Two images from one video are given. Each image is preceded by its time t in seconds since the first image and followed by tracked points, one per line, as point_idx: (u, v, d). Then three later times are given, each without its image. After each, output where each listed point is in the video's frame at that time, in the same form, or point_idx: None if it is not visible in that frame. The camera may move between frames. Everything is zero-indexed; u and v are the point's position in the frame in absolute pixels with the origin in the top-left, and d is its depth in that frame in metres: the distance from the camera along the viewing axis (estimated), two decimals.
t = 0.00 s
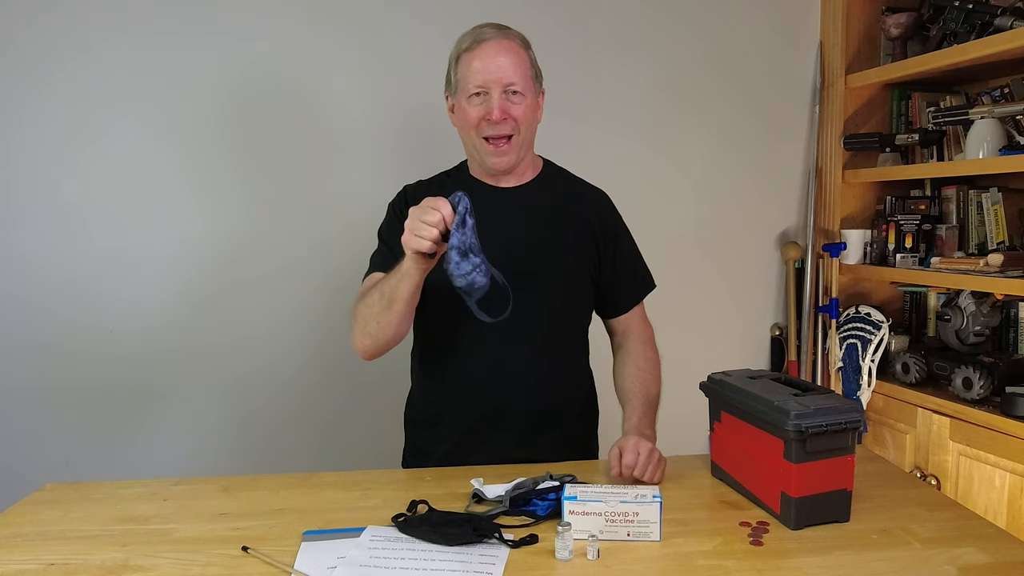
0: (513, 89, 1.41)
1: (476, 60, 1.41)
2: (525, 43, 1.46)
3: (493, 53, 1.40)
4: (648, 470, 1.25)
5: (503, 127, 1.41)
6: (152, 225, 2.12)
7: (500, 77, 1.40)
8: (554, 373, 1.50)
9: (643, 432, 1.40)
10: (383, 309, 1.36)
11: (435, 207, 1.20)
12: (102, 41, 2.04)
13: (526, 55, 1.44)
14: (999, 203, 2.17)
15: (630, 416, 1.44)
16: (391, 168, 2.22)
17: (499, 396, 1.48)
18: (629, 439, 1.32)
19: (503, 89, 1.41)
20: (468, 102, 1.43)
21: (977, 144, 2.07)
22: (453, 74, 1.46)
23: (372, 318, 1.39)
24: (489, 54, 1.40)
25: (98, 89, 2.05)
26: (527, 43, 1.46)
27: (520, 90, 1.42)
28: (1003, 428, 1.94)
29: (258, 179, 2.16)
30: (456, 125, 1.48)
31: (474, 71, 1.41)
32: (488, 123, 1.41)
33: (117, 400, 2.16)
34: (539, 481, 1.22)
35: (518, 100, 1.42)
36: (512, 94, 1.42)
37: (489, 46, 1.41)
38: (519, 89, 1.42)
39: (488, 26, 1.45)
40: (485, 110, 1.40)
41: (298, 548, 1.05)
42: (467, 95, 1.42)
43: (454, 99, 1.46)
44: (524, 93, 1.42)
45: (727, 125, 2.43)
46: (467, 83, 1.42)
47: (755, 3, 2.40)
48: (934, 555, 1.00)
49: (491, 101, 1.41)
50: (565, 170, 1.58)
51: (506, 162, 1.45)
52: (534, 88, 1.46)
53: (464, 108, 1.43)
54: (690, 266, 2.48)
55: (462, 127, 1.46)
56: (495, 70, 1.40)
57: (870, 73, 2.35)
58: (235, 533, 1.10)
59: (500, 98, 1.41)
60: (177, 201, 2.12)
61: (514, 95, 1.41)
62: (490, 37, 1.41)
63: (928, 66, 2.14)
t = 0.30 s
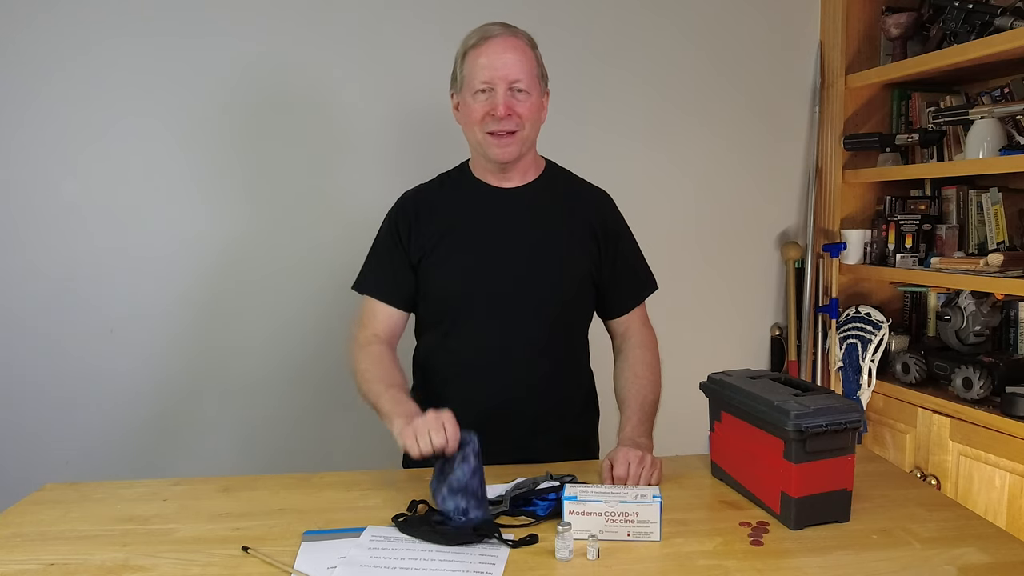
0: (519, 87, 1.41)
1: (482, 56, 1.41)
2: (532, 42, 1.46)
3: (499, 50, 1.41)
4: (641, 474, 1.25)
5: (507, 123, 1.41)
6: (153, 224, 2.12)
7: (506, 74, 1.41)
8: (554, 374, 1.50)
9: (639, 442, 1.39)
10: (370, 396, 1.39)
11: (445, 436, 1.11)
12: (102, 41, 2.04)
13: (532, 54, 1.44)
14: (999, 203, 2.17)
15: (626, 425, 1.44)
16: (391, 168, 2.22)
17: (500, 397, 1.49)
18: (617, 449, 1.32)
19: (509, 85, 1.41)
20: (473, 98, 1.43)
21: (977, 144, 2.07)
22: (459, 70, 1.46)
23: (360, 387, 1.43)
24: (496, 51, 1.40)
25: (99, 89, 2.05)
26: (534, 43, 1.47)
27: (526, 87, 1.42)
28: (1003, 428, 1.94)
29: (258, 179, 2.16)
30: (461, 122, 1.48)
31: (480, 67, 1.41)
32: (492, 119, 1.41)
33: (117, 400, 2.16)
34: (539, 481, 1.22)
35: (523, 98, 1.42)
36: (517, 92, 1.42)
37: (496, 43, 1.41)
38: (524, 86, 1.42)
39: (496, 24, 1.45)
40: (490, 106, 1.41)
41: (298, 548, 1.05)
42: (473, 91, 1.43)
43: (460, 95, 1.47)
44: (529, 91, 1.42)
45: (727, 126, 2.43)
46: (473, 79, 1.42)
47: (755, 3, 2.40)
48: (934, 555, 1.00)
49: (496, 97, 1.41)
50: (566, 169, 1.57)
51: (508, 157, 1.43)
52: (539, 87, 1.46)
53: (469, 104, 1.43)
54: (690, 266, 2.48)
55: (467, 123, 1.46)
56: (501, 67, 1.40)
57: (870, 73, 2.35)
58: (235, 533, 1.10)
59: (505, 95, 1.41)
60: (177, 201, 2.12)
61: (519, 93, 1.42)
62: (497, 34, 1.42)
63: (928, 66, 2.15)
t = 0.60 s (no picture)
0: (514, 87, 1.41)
1: (477, 57, 1.41)
2: (527, 43, 1.46)
3: (493, 50, 1.41)
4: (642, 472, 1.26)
5: (503, 124, 1.41)
6: (152, 224, 2.12)
7: (501, 74, 1.40)
8: (555, 374, 1.50)
9: (639, 442, 1.39)
10: (373, 419, 1.42)
11: (436, 488, 1.18)
12: (102, 40, 2.04)
13: (527, 54, 1.44)
14: (999, 203, 2.17)
15: (626, 425, 1.44)
16: (391, 169, 2.22)
17: (500, 397, 1.49)
18: (617, 449, 1.32)
19: (504, 86, 1.41)
20: (468, 99, 1.43)
21: (977, 144, 2.07)
22: (454, 72, 1.46)
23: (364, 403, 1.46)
24: (490, 51, 1.40)
25: (98, 88, 2.05)
26: (529, 43, 1.47)
27: (521, 87, 1.42)
28: (1003, 428, 1.94)
29: (258, 179, 2.16)
30: (457, 124, 1.48)
31: (475, 68, 1.41)
32: (488, 119, 1.41)
33: (116, 400, 2.16)
34: (539, 480, 1.21)
35: (519, 98, 1.42)
36: (513, 92, 1.42)
37: (490, 44, 1.41)
38: (519, 86, 1.42)
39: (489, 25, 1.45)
40: (486, 106, 1.40)
41: (298, 548, 1.05)
42: (468, 92, 1.42)
43: (455, 97, 1.47)
44: (524, 91, 1.42)
45: (726, 126, 2.43)
46: (467, 80, 1.42)
47: (755, 3, 2.40)
48: (934, 555, 1.00)
49: (492, 97, 1.41)
50: (563, 168, 1.57)
51: (505, 158, 1.43)
52: (534, 87, 1.46)
53: (464, 105, 1.43)
54: (690, 266, 2.48)
55: (462, 125, 1.45)
56: (496, 67, 1.40)
57: (870, 73, 2.35)
58: (235, 533, 1.10)
59: (501, 95, 1.41)
60: (177, 202, 2.12)
61: (515, 93, 1.42)
62: (491, 35, 1.42)
63: (928, 66, 2.15)
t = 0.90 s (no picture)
0: (517, 88, 1.41)
1: (479, 58, 1.41)
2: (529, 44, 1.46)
3: (496, 51, 1.40)
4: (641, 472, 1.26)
5: (506, 124, 1.41)
6: (152, 224, 2.12)
7: (504, 75, 1.40)
8: (555, 374, 1.50)
9: (639, 442, 1.39)
10: (372, 419, 1.42)
11: (436, 487, 1.18)
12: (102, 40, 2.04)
13: (529, 54, 1.44)
14: (999, 203, 2.17)
15: (626, 426, 1.44)
16: (391, 168, 2.22)
17: (501, 398, 1.49)
18: (617, 449, 1.32)
19: (506, 86, 1.41)
20: (471, 100, 1.43)
21: (977, 144, 2.07)
22: (456, 73, 1.46)
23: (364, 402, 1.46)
24: (493, 52, 1.40)
25: (98, 88, 2.05)
26: (530, 44, 1.47)
27: (524, 88, 1.42)
28: (1003, 428, 1.94)
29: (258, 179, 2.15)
30: (459, 124, 1.47)
31: (477, 69, 1.41)
32: (491, 120, 1.41)
33: (116, 400, 2.16)
34: (539, 480, 1.21)
35: (521, 99, 1.42)
36: (515, 93, 1.42)
37: (492, 44, 1.41)
38: (522, 87, 1.42)
39: (491, 26, 1.45)
40: (489, 107, 1.40)
41: (298, 548, 1.05)
42: (470, 92, 1.42)
43: (456, 98, 1.46)
44: (527, 91, 1.43)
45: (727, 126, 2.43)
46: (470, 81, 1.42)
47: (756, 3, 2.40)
48: (934, 555, 1.00)
49: (495, 98, 1.41)
50: (564, 168, 1.57)
51: (508, 160, 1.43)
52: (536, 88, 1.46)
53: (466, 105, 1.43)
54: (690, 265, 2.48)
55: (464, 126, 1.45)
56: (498, 67, 1.40)
57: (870, 73, 2.35)
58: (235, 533, 1.10)
59: (504, 96, 1.41)
60: (177, 203, 2.12)
61: (517, 93, 1.42)
62: (493, 35, 1.42)
63: (928, 66, 2.15)
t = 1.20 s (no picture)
0: (528, 88, 1.41)
1: (490, 58, 1.40)
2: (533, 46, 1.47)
3: (507, 52, 1.40)
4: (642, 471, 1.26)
5: (520, 125, 1.41)
6: (152, 224, 2.12)
7: (516, 75, 1.40)
8: (556, 374, 1.50)
9: (639, 443, 1.39)
10: (372, 419, 1.42)
11: (436, 487, 1.18)
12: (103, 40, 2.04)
13: (535, 56, 1.45)
14: (999, 203, 2.17)
15: (627, 426, 1.44)
16: (391, 168, 2.22)
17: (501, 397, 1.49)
18: (617, 450, 1.32)
19: (518, 87, 1.41)
20: (482, 101, 1.42)
21: (977, 144, 2.07)
22: (463, 74, 1.45)
23: (363, 403, 1.46)
24: (504, 53, 1.40)
25: (98, 88, 2.05)
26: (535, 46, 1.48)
27: (534, 89, 1.42)
28: (1003, 428, 1.94)
29: (258, 179, 2.15)
30: (466, 125, 1.46)
31: (489, 69, 1.40)
32: (505, 120, 1.40)
33: (116, 399, 2.16)
34: (539, 480, 1.21)
35: (533, 99, 1.42)
36: (527, 93, 1.42)
37: (502, 45, 1.41)
38: (533, 87, 1.42)
39: (496, 27, 1.45)
40: (503, 108, 1.40)
41: (298, 548, 1.05)
42: (482, 93, 1.41)
43: (464, 99, 1.45)
44: (537, 92, 1.43)
45: (727, 126, 2.43)
46: (481, 81, 1.41)
47: (756, 3, 2.40)
48: (934, 555, 1.00)
49: (508, 99, 1.40)
50: (563, 168, 1.57)
51: (520, 160, 1.43)
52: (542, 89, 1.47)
53: (478, 106, 1.41)
54: (690, 265, 2.48)
55: (474, 126, 1.44)
56: (511, 68, 1.40)
57: (870, 73, 2.35)
58: (235, 533, 1.10)
59: (516, 96, 1.41)
60: (177, 203, 2.12)
61: (529, 94, 1.42)
62: (503, 37, 1.42)
63: (928, 66, 2.15)
